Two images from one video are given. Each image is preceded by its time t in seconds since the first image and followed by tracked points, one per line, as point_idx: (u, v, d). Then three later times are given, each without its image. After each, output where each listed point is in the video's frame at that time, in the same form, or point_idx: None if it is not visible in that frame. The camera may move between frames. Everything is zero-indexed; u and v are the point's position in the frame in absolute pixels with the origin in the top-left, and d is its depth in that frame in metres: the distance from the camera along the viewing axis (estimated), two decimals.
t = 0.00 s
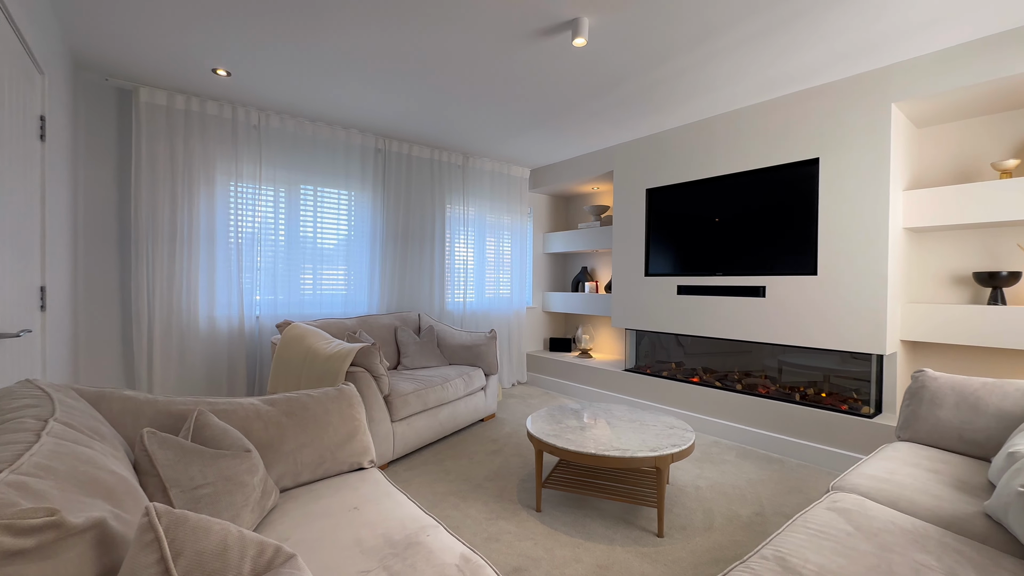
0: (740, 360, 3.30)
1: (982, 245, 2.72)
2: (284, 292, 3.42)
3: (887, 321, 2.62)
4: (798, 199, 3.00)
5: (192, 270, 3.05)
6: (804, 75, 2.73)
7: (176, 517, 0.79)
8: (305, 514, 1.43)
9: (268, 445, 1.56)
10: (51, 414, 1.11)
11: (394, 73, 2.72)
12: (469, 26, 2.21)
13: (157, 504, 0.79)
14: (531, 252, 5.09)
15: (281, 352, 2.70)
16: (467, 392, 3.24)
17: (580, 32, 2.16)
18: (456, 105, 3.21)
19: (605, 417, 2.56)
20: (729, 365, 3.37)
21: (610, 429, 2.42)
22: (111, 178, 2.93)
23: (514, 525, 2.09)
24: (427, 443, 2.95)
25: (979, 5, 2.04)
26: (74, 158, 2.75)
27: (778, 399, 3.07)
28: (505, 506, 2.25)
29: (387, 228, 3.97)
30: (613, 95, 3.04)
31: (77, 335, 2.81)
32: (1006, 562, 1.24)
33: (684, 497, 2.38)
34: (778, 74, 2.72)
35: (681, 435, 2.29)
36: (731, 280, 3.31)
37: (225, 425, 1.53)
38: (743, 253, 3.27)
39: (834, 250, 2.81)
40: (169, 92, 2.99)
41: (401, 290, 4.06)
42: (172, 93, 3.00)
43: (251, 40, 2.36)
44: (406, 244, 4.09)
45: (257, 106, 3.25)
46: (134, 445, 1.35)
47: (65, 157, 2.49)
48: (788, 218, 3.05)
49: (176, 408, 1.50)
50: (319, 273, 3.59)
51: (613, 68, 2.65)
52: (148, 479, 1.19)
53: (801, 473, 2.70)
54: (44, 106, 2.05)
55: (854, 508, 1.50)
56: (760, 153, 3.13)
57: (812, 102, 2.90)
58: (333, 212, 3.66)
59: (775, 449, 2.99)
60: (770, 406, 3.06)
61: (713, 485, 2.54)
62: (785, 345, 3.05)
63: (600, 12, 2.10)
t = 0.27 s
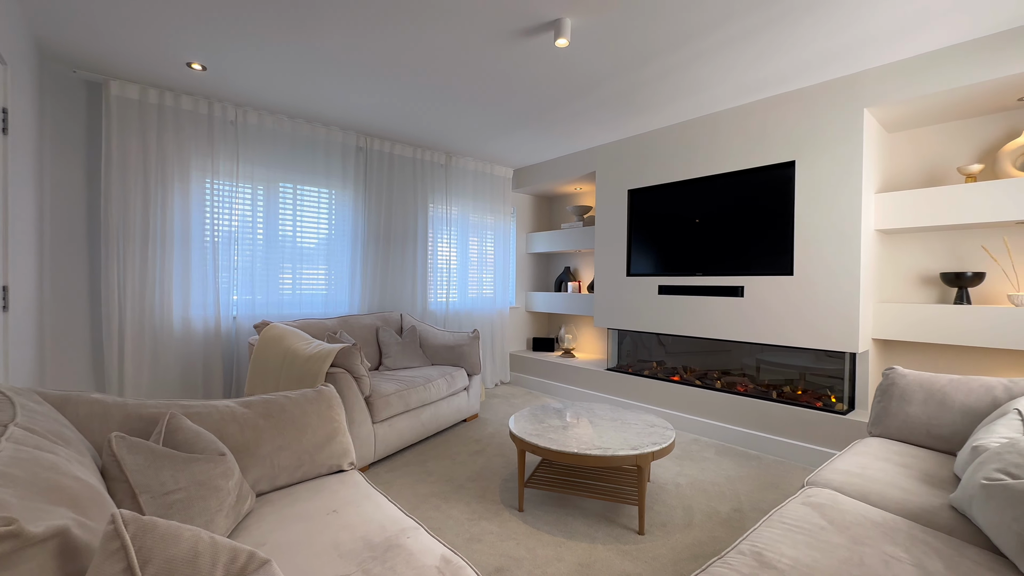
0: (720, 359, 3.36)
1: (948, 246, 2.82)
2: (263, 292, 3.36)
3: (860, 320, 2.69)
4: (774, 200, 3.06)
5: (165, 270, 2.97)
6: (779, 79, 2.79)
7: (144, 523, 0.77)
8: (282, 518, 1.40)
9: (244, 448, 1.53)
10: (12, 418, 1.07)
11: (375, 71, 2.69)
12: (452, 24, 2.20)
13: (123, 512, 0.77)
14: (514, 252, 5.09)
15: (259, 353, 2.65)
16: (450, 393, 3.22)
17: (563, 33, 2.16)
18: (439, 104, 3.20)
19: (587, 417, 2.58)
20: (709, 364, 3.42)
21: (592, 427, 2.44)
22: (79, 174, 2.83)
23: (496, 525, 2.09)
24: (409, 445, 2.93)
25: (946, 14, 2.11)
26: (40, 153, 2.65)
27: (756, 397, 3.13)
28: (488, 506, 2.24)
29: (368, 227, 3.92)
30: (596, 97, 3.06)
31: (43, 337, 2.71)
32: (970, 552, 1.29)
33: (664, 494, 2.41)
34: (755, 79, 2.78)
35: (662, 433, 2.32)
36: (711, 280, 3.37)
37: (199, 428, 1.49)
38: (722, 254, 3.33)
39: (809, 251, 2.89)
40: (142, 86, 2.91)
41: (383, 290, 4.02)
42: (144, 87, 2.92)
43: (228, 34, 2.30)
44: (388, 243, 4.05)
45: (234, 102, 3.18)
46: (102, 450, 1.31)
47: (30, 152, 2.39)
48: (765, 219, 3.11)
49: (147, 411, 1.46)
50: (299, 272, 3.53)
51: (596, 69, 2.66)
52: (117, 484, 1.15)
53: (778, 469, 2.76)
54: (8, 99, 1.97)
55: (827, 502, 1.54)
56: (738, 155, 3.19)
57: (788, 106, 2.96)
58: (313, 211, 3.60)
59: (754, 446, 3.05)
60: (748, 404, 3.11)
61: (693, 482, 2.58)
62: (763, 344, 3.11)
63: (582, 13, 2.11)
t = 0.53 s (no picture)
0: (701, 358, 3.40)
1: (919, 248, 2.91)
2: (240, 292, 3.28)
3: (835, 320, 2.76)
4: (752, 203, 3.12)
5: (137, 269, 2.88)
6: (757, 84, 2.84)
7: (108, 533, 0.74)
8: (258, 524, 1.37)
9: (219, 453, 1.49)
10: None
11: (356, 67, 2.65)
12: (433, 22, 2.19)
13: (86, 523, 0.73)
14: (498, 252, 5.09)
15: (236, 354, 2.59)
16: (433, 394, 3.20)
17: (545, 33, 2.16)
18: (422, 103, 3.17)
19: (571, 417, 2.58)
20: (690, 363, 3.47)
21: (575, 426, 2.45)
22: (45, 170, 2.73)
23: (478, 526, 2.08)
24: (391, 447, 2.90)
25: (916, 22, 2.18)
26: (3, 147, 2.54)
27: (736, 395, 3.18)
28: (471, 507, 2.23)
29: (350, 226, 3.87)
30: (578, 98, 3.07)
31: (6, 339, 2.60)
32: (938, 544, 1.33)
33: (646, 492, 2.43)
34: (734, 83, 2.83)
35: (643, 432, 2.34)
36: (692, 280, 3.41)
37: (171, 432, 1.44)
38: (703, 254, 3.38)
39: (785, 252, 2.95)
40: (113, 79, 2.82)
41: (365, 290, 3.97)
42: (115, 81, 2.83)
43: (202, 26, 2.24)
44: (370, 243, 4.01)
45: (210, 97, 3.11)
46: (66, 457, 1.26)
47: None
48: (744, 220, 3.17)
49: (116, 415, 1.41)
50: (278, 272, 3.46)
51: (578, 70, 2.67)
52: (82, 492, 1.10)
53: (756, 466, 2.82)
54: None
55: (803, 498, 1.57)
56: (718, 158, 3.24)
57: (766, 110, 3.02)
58: (293, 210, 3.54)
59: (733, 443, 3.10)
60: (728, 403, 3.16)
61: (675, 480, 2.61)
62: (742, 343, 3.16)
63: (564, 13, 2.12)
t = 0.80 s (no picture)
0: (683, 357, 3.44)
1: (892, 249, 2.99)
2: (218, 291, 3.21)
3: (812, 319, 2.82)
4: (732, 205, 3.18)
5: (110, 269, 2.80)
6: (737, 87, 2.89)
7: (72, 544, 0.70)
8: (235, 529, 1.34)
9: (193, 457, 1.45)
10: None
11: (338, 64, 2.61)
12: (416, 20, 2.17)
13: (50, 532, 0.71)
14: (482, 252, 5.07)
15: (213, 355, 2.53)
16: (416, 395, 3.17)
17: (529, 33, 2.16)
18: (405, 101, 3.14)
19: (555, 416, 2.59)
20: (672, 363, 3.50)
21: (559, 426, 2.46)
22: (11, 165, 2.63)
23: (462, 527, 2.06)
24: (373, 448, 2.86)
25: (888, 29, 2.24)
26: None
27: (717, 394, 3.22)
28: (454, 509, 2.22)
29: (332, 225, 3.82)
30: (562, 98, 3.08)
31: None
32: (909, 537, 1.37)
33: (629, 491, 2.45)
34: (715, 86, 2.87)
35: (626, 431, 2.36)
36: (674, 280, 3.45)
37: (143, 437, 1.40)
38: (685, 255, 3.42)
39: (764, 252, 3.00)
40: (83, 72, 2.73)
41: (347, 289, 3.92)
42: (86, 74, 2.74)
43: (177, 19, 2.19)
44: (352, 242, 3.96)
45: (187, 92, 3.04)
46: (30, 464, 1.21)
47: None
48: (724, 222, 3.22)
49: (84, 420, 1.36)
50: (257, 271, 3.40)
51: (562, 70, 2.67)
52: (48, 500, 1.06)
53: (736, 463, 2.86)
54: None
55: (781, 495, 1.60)
56: (699, 160, 3.29)
57: (745, 113, 3.07)
58: (273, 208, 3.48)
59: (714, 441, 3.14)
60: (709, 401, 3.21)
61: (657, 478, 2.63)
62: (723, 342, 3.21)
63: (548, 14, 2.12)
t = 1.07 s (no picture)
0: (666, 356, 3.47)
1: (868, 250, 3.07)
2: (196, 291, 3.14)
3: (791, 318, 2.87)
4: (714, 206, 3.22)
5: (82, 268, 2.72)
6: (719, 89, 2.93)
7: (39, 552, 0.70)
8: (213, 534, 1.31)
9: (169, 461, 1.41)
10: None
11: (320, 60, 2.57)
12: (400, 17, 2.15)
13: (18, 540, 0.71)
14: (467, 251, 5.05)
15: (190, 357, 2.47)
16: (401, 396, 3.14)
17: (514, 33, 2.16)
18: (389, 99, 3.11)
19: (539, 416, 2.59)
20: (656, 362, 3.54)
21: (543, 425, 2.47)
22: None
23: (447, 528, 2.06)
24: (356, 450, 2.83)
25: (862, 34, 2.30)
26: None
27: (699, 393, 3.27)
28: (439, 509, 2.21)
29: (314, 224, 3.77)
30: (547, 98, 3.08)
31: None
32: (883, 531, 1.40)
33: (613, 489, 2.47)
34: (697, 88, 2.91)
35: (610, 430, 2.37)
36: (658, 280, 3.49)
37: (115, 440, 1.36)
38: (668, 255, 3.46)
39: (745, 253, 3.05)
40: (54, 65, 2.65)
41: (330, 290, 3.87)
42: (57, 67, 2.66)
43: (153, 12, 2.13)
44: (335, 241, 3.91)
45: (164, 87, 2.96)
46: None
47: None
48: (706, 222, 3.26)
49: (53, 424, 1.32)
50: (237, 271, 3.33)
51: (547, 71, 2.68)
52: (14, 508, 1.01)
53: (718, 460, 2.91)
54: None
55: (760, 491, 1.63)
56: (681, 162, 3.33)
57: (726, 116, 3.12)
58: (254, 207, 3.41)
59: (696, 439, 3.19)
60: (692, 400, 3.25)
61: (641, 476, 2.66)
62: (706, 342, 3.25)
63: (532, 14, 2.12)
